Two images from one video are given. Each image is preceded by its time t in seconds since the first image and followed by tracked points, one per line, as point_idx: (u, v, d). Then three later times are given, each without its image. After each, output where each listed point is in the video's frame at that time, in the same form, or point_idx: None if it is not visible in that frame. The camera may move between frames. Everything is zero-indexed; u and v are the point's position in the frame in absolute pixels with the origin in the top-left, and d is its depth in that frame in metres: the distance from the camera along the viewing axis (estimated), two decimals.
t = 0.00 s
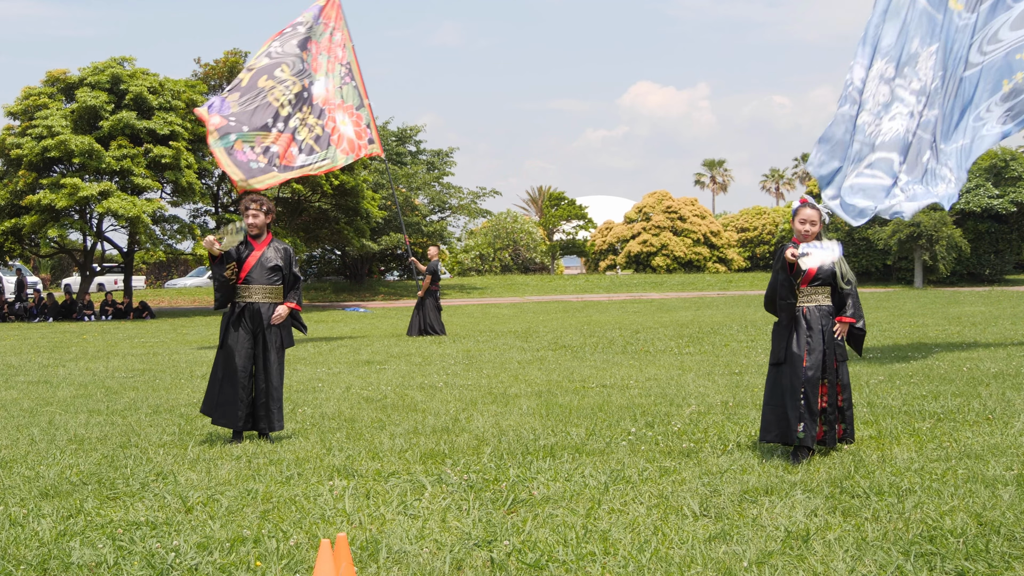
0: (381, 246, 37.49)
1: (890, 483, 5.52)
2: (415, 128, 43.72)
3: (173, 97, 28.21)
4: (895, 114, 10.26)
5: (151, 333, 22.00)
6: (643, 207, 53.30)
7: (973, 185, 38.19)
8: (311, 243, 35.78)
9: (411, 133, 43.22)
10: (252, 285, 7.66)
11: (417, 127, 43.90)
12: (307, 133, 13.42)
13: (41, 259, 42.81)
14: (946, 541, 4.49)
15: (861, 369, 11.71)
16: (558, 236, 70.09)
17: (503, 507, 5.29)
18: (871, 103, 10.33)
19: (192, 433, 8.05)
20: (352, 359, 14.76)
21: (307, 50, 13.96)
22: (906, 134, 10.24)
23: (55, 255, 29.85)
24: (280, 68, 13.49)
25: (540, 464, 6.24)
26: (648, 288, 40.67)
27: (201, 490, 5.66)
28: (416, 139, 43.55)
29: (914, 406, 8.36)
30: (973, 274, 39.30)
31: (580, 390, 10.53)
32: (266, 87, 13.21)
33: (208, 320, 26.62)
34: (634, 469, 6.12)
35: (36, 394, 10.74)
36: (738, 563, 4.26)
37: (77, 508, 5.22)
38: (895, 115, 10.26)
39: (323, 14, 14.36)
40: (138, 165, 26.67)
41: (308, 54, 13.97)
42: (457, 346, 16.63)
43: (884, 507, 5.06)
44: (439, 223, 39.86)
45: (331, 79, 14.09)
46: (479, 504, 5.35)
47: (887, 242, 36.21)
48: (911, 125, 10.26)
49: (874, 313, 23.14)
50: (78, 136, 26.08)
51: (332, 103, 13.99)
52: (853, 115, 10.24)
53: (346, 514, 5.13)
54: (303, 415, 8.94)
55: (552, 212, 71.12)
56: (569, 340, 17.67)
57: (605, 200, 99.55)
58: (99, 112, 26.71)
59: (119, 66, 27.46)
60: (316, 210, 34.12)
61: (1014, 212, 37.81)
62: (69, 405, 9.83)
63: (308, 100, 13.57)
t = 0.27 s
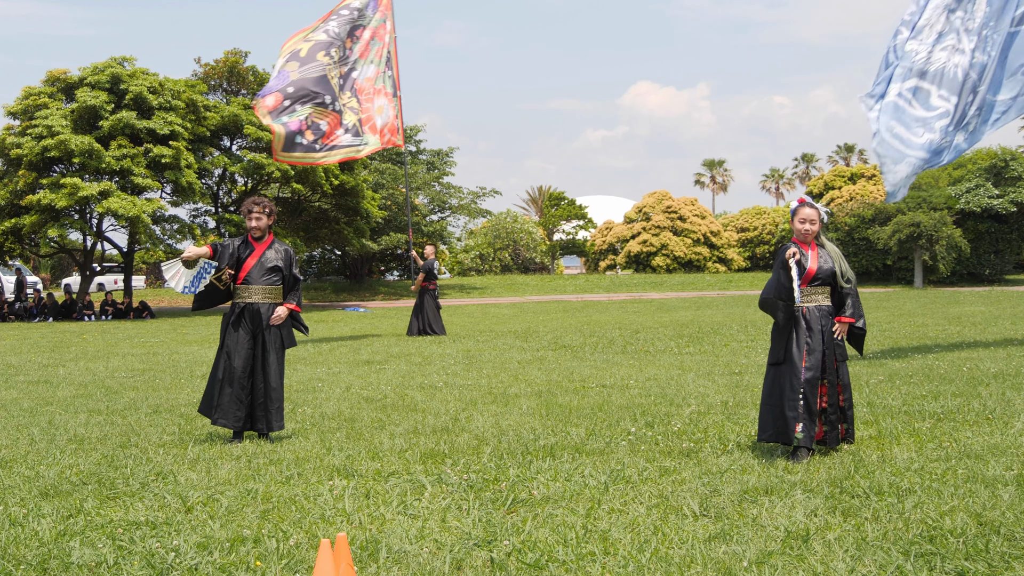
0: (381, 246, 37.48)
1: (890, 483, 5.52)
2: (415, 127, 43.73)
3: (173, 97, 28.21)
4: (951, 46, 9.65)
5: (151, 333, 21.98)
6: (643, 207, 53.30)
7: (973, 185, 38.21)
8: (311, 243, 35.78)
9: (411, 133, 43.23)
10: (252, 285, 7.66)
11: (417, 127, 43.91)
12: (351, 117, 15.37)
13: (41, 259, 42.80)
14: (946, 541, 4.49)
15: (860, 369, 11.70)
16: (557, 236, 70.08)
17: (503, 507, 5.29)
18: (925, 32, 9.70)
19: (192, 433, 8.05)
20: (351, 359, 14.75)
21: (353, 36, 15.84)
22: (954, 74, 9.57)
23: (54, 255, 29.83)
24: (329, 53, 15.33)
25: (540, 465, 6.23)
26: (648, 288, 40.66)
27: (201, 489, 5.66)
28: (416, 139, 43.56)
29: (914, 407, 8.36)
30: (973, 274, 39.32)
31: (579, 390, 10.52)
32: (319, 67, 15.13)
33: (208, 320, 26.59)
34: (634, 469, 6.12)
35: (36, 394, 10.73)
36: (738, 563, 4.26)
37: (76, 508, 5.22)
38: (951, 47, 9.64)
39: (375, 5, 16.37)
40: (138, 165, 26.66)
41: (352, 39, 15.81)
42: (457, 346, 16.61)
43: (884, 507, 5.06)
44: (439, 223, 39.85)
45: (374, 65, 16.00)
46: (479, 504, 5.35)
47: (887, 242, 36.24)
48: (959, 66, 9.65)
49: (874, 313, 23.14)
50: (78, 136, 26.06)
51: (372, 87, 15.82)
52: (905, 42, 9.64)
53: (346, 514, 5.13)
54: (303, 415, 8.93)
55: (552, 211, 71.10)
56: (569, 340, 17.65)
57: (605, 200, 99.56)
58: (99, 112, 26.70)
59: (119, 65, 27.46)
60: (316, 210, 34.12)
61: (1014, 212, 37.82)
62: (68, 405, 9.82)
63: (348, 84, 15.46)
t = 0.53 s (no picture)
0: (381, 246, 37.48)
1: (890, 483, 5.52)
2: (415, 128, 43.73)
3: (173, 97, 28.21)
4: None
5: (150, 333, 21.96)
6: (642, 207, 53.31)
7: (973, 185, 38.24)
8: (311, 243, 35.77)
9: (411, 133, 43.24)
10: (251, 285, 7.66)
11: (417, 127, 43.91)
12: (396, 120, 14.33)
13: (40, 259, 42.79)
14: (946, 541, 4.49)
15: (860, 369, 11.70)
16: (557, 236, 70.07)
17: (502, 507, 5.29)
18: None
19: (192, 433, 8.05)
20: (351, 359, 14.73)
21: (401, 35, 14.88)
22: None
23: (54, 255, 29.82)
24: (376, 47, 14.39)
25: (540, 464, 6.23)
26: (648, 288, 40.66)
27: (201, 490, 5.66)
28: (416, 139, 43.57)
29: (914, 406, 8.36)
30: (973, 274, 39.33)
31: (579, 390, 10.51)
32: (367, 63, 14.28)
33: (207, 319, 26.58)
34: (634, 469, 6.11)
35: (36, 394, 10.72)
36: (738, 563, 4.26)
37: (76, 508, 5.22)
38: None
39: None
40: (137, 165, 26.65)
41: (402, 37, 14.91)
42: (457, 346, 16.60)
43: (884, 507, 5.06)
44: (439, 223, 39.85)
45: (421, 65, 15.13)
46: (479, 504, 5.35)
47: (887, 242, 36.24)
48: None
49: (874, 313, 23.13)
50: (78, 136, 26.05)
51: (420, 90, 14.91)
52: None
53: (346, 514, 5.13)
54: (303, 415, 8.93)
55: (553, 211, 71.08)
56: (568, 340, 17.64)
57: (606, 200, 99.57)
58: (99, 112, 26.69)
59: (119, 65, 27.46)
60: (316, 210, 34.11)
61: (1014, 212, 37.82)
62: (68, 405, 9.81)
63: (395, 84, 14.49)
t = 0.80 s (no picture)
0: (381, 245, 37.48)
1: (890, 483, 5.52)
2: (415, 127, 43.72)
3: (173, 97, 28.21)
4: None
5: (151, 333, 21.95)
6: (642, 207, 53.31)
7: (973, 185, 38.26)
8: (311, 243, 35.79)
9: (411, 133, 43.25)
10: (251, 285, 7.65)
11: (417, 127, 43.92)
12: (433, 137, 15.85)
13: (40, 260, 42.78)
14: (946, 540, 4.49)
15: (861, 369, 11.69)
16: (558, 236, 70.07)
17: (502, 506, 5.29)
18: None
19: (192, 433, 8.05)
20: (351, 359, 14.73)
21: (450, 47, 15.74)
22: None
23: (54, 255, 29.81)
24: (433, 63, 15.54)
25: (540, 464, 6.23)
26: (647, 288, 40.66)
27: (201, 489, 5.66)
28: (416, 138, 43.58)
29: (914, 407, 8.36)
30: (972, 274, 39.36)
31: (579, 390, 10.51)
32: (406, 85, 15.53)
33: (208, 320, 26.57)
34: (634, 469, 6.11)
35: (36, 394, 10.71)
36: (738, 563, 4.26)
37: (76, 508, 5.22)
38: None
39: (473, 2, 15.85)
40: (137, 165, 26.65)
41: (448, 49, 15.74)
42: (457, 346, 16.60)
43: (884, 507, 5.06)
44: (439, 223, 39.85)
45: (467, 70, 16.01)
46: (479, 504, 5.35)
47: (887, 242, 36.24)
48: None
49: (874, 313, 23.13)
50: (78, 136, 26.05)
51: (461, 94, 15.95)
52: None
53: (346, 514, 5.13)
54: (303, 415, 8.93)
55: (553, 211, 71.08)
56: (568, 340, 17.63)
57: (606, 200, 99.55)
58: (99, 112, 26.68)
59: (119, 65, 27.46)
60: (316, 210, 34.10)
61: (1014, 212, 37.82)
62: (68, 405, 9.81)
63: (443, 98, 15.73)
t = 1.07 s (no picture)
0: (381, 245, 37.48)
1: (890, 483, 5.52)
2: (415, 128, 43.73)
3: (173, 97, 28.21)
4: None
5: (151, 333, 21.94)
6: (642, 207, 53.31)
7: (973, 185, 38.28)
8: (311, 243, 35.79)
9: (411, 133, 43.28)
10: (251, 285, 7.65)
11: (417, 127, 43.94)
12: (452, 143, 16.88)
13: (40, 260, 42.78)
14: (946, 541, 4.49)
15: (860, 369, 11.69)
16: (557, 236, 70.08)
17: (502, 507, 5.29)
18: None
19: (192, 433, 8.05)
20: (351, 359, 14.72)
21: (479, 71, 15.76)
22: None
23: (54, 255, 29.81)
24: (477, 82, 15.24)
25: (540, 464, 6.23)
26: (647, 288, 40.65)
27: (201, 490, 5.66)
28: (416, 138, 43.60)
29: (914, 406, 8.36)
30: (972, 274, 39.37)
31: (579, 390, 10.51)
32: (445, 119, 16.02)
33: (207, 320, 26.56)
34: (634, 469, 6.11)
35: (35, 394, 10.71)
36: (738, 563, 4.26)
37: (76, 508, 5.22)
38: None
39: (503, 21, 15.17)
40: (137, 165, 26.65)
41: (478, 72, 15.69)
42: (457, 346, 16.59)
43: (884, 507, 5.06)
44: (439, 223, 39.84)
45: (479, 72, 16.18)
46: (479, 504, 5.35)
47: (887, 242, 36.25)
48: None
49: (874, 313, 23.12)
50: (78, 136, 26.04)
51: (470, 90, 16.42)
52: None
53: (346, 514, 5.13)
54: (302, 415, 8.93)
55: (553, 211, 71.06)
56: (568, 340, 17.62)
57: (605, 200, 99.55)
58: (99, 112, 26.68)
59: (119, 65, 27.46)
60: (316, 210, 34.11)
61: (1014, 212, 37.82)
62: (68, 405, 9.81)
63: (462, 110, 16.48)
